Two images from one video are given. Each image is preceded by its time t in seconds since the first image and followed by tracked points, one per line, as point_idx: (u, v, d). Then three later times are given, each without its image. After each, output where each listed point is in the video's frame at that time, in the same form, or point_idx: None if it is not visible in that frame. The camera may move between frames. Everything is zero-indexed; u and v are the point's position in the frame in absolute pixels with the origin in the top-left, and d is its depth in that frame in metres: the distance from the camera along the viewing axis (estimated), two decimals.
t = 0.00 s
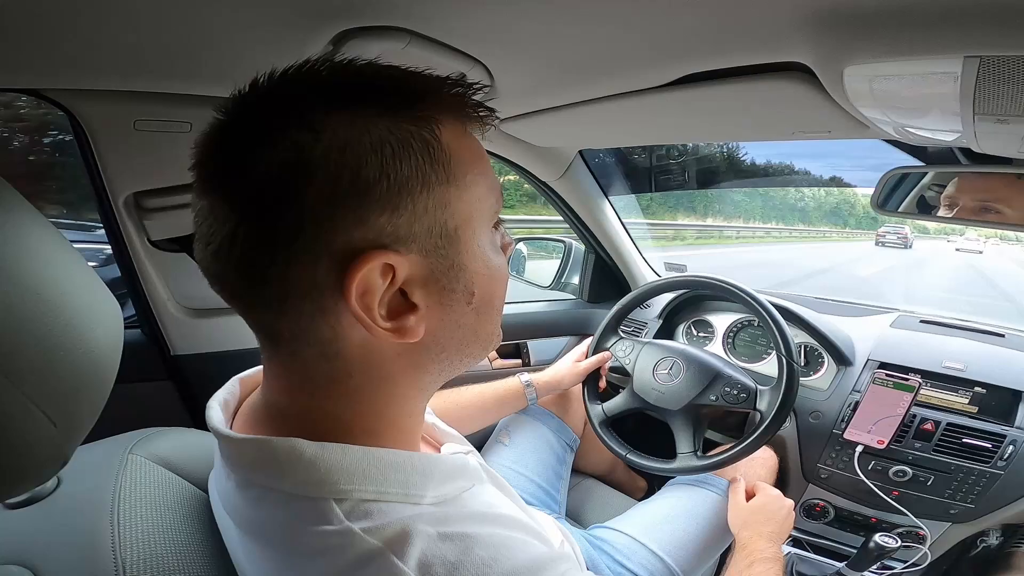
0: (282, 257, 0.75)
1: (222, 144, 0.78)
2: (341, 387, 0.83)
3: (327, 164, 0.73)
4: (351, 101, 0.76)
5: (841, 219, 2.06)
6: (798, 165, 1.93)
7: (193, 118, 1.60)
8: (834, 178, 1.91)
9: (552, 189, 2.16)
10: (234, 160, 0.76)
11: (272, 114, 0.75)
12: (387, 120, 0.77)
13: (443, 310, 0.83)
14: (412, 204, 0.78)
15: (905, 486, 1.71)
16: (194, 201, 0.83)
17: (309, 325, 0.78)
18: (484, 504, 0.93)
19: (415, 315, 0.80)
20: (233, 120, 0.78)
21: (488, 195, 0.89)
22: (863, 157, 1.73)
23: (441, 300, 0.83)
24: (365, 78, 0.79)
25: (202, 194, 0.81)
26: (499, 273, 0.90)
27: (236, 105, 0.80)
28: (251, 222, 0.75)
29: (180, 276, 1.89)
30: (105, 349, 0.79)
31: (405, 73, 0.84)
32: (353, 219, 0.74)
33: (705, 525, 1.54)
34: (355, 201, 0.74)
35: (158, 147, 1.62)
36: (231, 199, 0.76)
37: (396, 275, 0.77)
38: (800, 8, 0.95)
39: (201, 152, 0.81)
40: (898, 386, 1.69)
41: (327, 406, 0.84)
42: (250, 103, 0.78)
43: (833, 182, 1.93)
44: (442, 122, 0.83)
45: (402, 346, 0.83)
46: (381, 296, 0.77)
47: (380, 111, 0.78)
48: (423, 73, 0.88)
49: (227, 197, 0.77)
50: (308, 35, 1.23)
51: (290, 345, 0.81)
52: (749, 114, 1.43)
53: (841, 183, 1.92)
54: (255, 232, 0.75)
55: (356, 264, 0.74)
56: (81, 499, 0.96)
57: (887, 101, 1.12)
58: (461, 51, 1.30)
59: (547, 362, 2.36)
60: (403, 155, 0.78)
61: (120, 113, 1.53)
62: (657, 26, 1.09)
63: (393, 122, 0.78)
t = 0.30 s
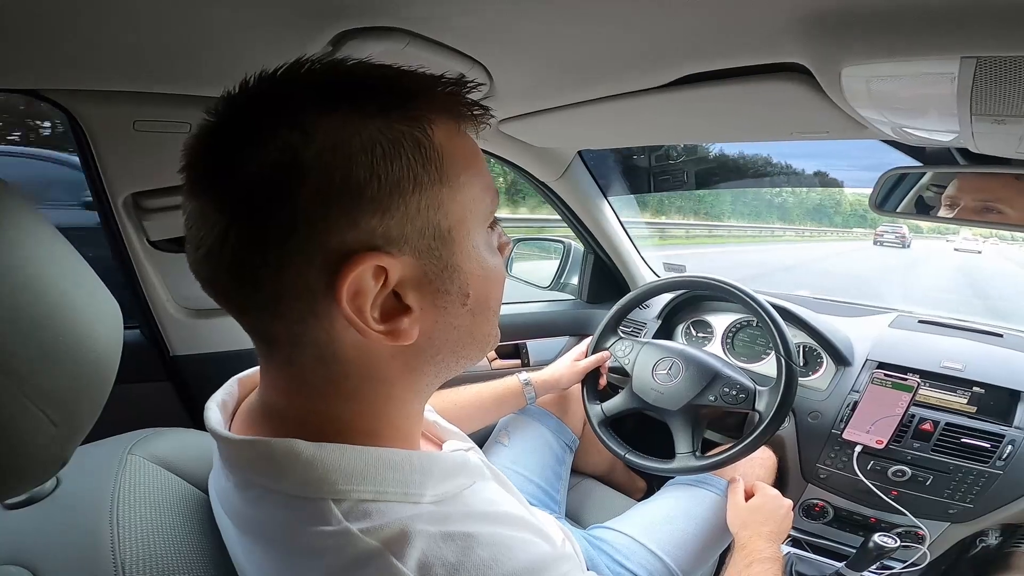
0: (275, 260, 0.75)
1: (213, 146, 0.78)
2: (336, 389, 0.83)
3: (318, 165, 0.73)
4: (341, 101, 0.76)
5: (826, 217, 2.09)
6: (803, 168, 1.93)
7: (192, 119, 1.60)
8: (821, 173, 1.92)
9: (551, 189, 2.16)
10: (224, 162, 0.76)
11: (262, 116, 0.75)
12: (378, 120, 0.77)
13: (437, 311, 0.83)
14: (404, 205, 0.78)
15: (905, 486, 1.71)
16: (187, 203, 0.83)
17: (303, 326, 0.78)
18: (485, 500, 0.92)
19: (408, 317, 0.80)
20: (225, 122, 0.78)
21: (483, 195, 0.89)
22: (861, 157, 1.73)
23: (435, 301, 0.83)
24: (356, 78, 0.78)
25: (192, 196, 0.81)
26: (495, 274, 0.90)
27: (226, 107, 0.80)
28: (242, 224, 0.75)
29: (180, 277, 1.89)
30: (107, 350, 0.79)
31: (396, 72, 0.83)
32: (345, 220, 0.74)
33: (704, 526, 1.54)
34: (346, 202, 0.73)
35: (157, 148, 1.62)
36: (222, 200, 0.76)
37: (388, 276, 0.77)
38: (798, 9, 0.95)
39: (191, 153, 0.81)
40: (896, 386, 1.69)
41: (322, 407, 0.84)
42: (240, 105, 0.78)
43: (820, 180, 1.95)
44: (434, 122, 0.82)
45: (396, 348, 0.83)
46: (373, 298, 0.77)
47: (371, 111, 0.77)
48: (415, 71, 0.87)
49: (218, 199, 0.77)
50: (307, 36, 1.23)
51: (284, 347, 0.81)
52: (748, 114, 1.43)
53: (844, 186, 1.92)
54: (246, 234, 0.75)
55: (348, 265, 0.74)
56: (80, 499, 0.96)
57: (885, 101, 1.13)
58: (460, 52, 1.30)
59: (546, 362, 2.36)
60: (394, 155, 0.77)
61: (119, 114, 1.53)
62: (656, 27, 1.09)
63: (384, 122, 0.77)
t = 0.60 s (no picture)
0: (268, 258, 0.76)
1: (206, 143, 0.78)
2: (329, 388, 0.83)
3: (309, 163, 0.73)
4: (334, 99, 0.76)
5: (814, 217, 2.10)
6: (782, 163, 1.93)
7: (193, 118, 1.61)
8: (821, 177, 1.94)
9: (551, 189, 2.16)
10: (217, 159, 0.76)
11: (255, 113, 0.75)
12: (372, 117, 0.77)
13: (431, 310, 0.83)
14: (397, 203, 0.78)
15: (905, 485, 1.71)
16: (178, 200, 0.83)
17: (296, 325, 0.79)
18: (485, 496, 0.92)
19: (401, 317, 0.80)
20: (217, 119, 0.78)
21: (478, 194, 0.89)
22: (861, 157, 1.73)
23: (429, 300, 0.83)
24: (349, 76, 0.79)
25: (183, 194, 0.81)
26: (490, 274, 0.90)
27: (219, 104, 0.80)
28: (234, 222, 0.76)
29: (181, 276, 1.89)
30: (106, 347, 0.79)
31: (391, 69, 0.83)
32: (337, 218, 0.74)
33: (704, 525, 1.54)
34: (338, 200, 0.74)
35: (158, 147, 1.62)
36: (214, 198, 0.76)
37: (381, 275, 0.77)
38: (796, 8, 0.95)
39: (183, 151, 0.81)
40: (896, 386, 1.69)
41: (315, 405, 0.84)
42: (234, 103, 0.79)
43: (811, 177, 1.95)
44: (429, 120, 0.83)
45: (390, 348, 0.83)
46: (365, 297, 0.77)
47: (364, 108, 0.77)
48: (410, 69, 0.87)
49: (209, 196, 0.77)
50: (307, 35, 1.24)
51: (277, 346, 0.81)
52: (749, 114, 1.43)
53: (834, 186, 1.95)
54: (239, 232, 0.76)
55: (339, 264, 0.74)
56: (80, 497, 0.96)
57: (884, 101, 1.13)
58: (460, 51, 1.30)
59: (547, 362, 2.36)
60: (388, 153, 0.77)
61: (121, 113, 1.53)
62: (655, 26, 1.09)
63: (377, 120, 0.77)
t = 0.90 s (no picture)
0: (261, 268, 0.78)
1: (197, 154, 0.80)
2: (325, 395, 0.85)
3: (299, 172, 0.75)
4: (323, 109, 0.78)
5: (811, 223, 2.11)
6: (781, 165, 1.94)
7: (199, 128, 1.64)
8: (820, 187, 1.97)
9: (552, 195, 2.18)
10: (208, 170, 0.78)
11: (247, 124, 0.77)
12: (360, 127, 0.79)
13: (423, 317, 0.85)
14: (388, 212, 0.80)
15: (904, 490, 1.72)
16: (172, 210, 0.85)
17: (291, 333, 0.81)
18: (485, 497, 0.94)
19: (394, 325, 0.82)
20: (209, 130, 0.80)
21: (471, 201, 0.91)
22: (857, 162, 1.75)
23: (422, 307, 0.85)
24: (339, 86, 0.81)
25: (175, 204, 0.83)
26: (484, 281, 0.92)
27: (208, 116, 0.82)
28: (227, 234, 0.78)
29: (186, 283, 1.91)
30: (116, 350, 0.81)
31: (379, 79, 0.85)
32: (328, 227, 0.76)
33: (704, 530, 1.55)
34: (330, 209, 0.76)
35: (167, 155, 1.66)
36: (207, 207, 0.78)
37: (372, 285, 0.79)
38: (790, 19, 0.97)
39: (176, 161, 0.83)
40: (895, 391, 1.71)
41: (309, 410, 0.86)
42: (222, 114, 0.80)
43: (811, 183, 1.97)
44: (418, 128, 0.84)
45: (385, 356, 0.85)
46: (358, 306, 0.79)
47: (354, 118, 0.79)
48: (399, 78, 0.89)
49: (202, 206, 0.79)
50: (311, 46, 1.27)
51: (272, 354, 0.83)
52: (747, 122, 1.46)
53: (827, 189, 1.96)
54: (232, 244, 0.78)
55: (331, 273, 0.76)
56: (87, 499, 0.98)
57: (877, 108, 1.15)
58: (461, 61, 1.33)
59: (548, 368, 2.37)
60: (377, 162, 0.79)
61: (130, 122, 1.56)
62: (652, 36, 1.12)
63: (366, 129, 0.79)
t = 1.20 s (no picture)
0: (267, 266, 0.77)
1: (206, 152, 0.80)
2: (331, 394, 0.85)
3: (309, 172, 0.74)
4: (334, 107, 0.78)
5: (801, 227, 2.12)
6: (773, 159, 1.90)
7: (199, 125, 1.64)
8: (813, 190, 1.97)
9: (551, 195, 2.19)
10: (217, 168, 0.78)
11: (257, 121, 0.77)
12: (371, 126, 0.78)
13: (430, 317, 0.85)
14: (397, 212, 0.79)
15: (901, 490, 1.72)
16: (182, 206, 0.84)
17: (297, 332, 0.80)
18: (488, 492, 0.93)
19: (401, 324, 0.82)
20: (219, 126, 0.80)
21: (479, 201, 0.90)
22: (856, 163, 1.76)
23: (429, 307, 0.84)
24: (350, 85, 0.80)
25: (186, 201, 0.82)
26: (490, 280, 0.92)
27: (218, 114, 0.81)
28: (234, 232, 0.77)
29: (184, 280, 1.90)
30: (112, 347, 0.81)
31: (390, 77, 0.85)
32: (337, 226, 0.76)
33: (700, 529, 1.56)
34: (338, 208, 0.75)
35: (166, 152, 1.65)
36: (216, 204, 0.78)
37: (380, 284, 0.79)
38: (792, 17, 0.97)
39: (187, 158, 0.83)
40: (892, 391, 1.71)
41: (314, 409, 0.85)
42: (233, 112, 0.80)
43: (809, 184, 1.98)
44: (428, 128, 0.84)
45: (391, 355, 0.85)
46: (365, 305, 0.79)
47: (364, 117, 0.79)
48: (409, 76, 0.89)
49: (212, 203, 0.78)
50: (312, 42, 1.26)
51: (278, 352, 0.83)
52: (747, 122, 1.46)
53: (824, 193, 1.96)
54: (239, 241, 0.77)
55: (339, 272, 0.76)
56: (83, 498, 0.97)
57: (878, 108, 1.14)
58: (462, 59, 1.32)
59: (547, 367, 2.37)
60: (387, 162, 0.78)
61: (130, 118, 1.56)
62: (654, 34, 1.12)
63: (377, 128, 0.79)
